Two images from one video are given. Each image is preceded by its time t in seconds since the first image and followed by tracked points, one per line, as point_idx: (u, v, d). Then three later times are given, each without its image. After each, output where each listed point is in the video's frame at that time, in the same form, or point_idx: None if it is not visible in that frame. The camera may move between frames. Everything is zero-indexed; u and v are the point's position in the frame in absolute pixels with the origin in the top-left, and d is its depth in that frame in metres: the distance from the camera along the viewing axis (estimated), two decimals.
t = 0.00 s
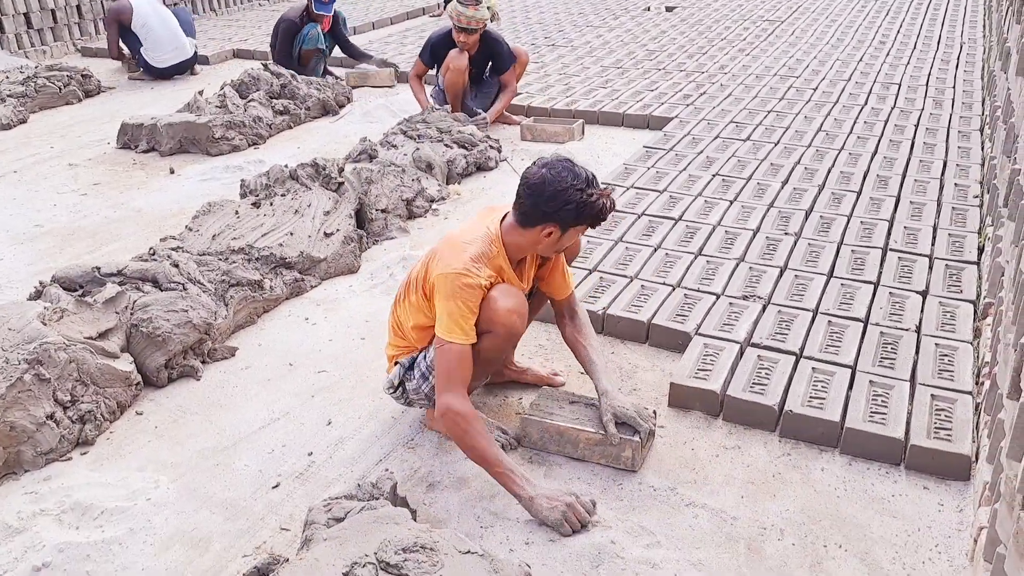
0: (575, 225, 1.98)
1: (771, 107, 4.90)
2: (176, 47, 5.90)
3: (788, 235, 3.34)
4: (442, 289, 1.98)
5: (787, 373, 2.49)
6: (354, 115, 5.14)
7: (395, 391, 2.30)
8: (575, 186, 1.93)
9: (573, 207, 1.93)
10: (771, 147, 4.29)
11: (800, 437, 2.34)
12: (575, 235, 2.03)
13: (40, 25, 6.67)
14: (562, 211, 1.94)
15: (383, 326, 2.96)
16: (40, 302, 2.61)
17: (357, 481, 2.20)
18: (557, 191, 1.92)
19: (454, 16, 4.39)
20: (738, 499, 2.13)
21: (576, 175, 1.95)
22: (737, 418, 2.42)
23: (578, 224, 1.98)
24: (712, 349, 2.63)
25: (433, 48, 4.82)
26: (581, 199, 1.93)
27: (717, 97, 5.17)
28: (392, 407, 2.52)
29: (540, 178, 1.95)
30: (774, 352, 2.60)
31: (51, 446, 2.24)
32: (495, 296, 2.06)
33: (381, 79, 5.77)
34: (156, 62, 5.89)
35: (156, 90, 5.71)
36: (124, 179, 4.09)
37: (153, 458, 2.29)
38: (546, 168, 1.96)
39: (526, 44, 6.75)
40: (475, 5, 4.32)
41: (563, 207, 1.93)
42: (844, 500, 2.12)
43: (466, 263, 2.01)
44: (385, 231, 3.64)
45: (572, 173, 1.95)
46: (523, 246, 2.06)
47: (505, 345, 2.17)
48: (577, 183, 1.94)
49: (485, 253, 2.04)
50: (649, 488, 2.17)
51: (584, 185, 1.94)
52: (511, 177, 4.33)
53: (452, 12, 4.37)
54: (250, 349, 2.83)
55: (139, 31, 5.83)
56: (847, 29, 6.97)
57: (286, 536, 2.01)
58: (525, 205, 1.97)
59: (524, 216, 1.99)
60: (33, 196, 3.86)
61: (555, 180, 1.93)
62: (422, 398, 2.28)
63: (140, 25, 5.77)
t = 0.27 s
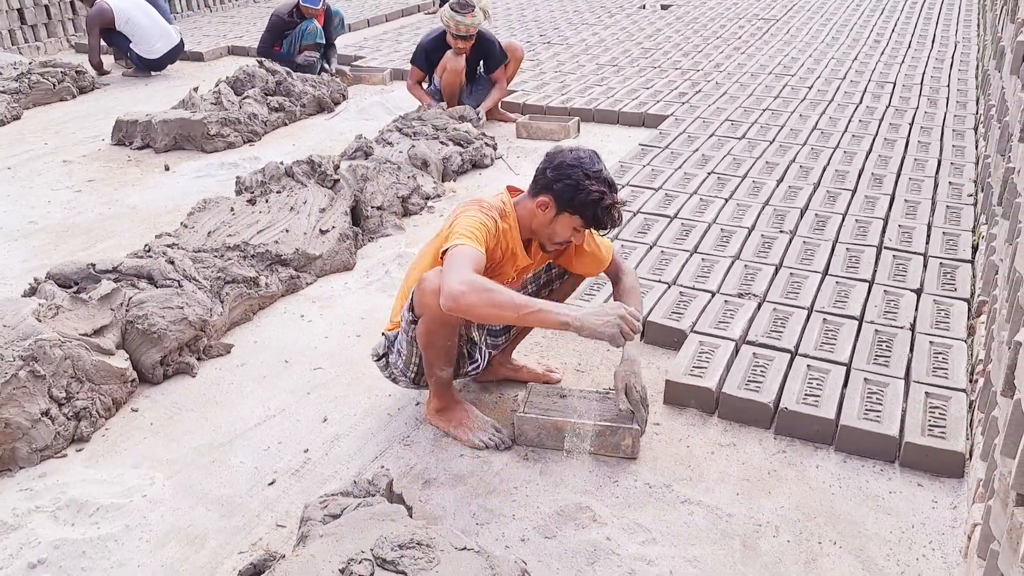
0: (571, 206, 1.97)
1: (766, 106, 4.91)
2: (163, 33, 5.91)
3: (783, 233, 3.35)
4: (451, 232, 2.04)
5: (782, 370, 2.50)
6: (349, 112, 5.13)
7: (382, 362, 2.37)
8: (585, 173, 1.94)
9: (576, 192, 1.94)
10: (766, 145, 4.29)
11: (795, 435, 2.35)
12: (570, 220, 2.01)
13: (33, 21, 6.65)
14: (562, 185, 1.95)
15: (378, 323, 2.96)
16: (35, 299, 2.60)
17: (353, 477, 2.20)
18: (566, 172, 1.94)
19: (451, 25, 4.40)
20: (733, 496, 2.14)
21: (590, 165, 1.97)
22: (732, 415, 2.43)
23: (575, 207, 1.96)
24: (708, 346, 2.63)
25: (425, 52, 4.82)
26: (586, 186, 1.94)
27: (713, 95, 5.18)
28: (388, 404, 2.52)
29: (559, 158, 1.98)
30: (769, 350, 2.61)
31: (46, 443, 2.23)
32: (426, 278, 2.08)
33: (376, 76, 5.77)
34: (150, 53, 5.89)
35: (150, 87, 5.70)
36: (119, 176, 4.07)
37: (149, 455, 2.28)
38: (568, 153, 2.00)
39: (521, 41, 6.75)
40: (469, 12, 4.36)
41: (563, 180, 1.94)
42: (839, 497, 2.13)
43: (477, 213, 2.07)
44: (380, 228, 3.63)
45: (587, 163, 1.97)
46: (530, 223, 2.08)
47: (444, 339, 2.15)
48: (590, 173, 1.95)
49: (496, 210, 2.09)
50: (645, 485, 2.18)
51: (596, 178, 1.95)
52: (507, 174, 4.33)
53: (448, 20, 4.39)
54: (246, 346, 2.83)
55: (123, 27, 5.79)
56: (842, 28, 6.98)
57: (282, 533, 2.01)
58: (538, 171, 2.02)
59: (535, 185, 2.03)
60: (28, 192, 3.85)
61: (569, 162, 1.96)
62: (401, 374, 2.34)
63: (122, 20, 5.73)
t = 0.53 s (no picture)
0: (587, 216, 2.01)
1: (765, 105, 4.92)
2: (158, 24, 5.98)
3: (781, 232, 3.36)
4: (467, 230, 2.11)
5: (780, 369, 2.51)
6: (348, 111, 5.13)
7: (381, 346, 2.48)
8: (612, 189, 1.98)
9: (602, 206, 1.97)
10: (764, 144, 4.30)
11: (792, 433, 2.36)
12: (586, 231, 2.05)
13: (32, 19, 6.64)
14: (584, 195, 1.99)
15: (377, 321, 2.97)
16: (34, 296, 2.60)
17: (352, 475, 2.21)
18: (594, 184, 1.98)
19: (466, 33, 4.37)
20: (729, 495, 2.15)
21: (618, 183, 1.99)
22: (729, 414, 2.44)
23: (594, 218, 2.00)
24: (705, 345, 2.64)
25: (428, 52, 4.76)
26: (611, 201, 1.97)
27: (711, 95, 5.19)
28: (386, 402, 2.53)
29: (591, 171, 2.01)
30: (767, 349, 2.62)
31: (45, 441, 2.24)
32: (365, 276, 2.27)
33: (374, 75, 5.77)
34: (151, 43, 5.91)
35: (149, 85, 5.70)
36: (118, 174, 4.08)
37: (148, 452, 2.29)
38: (598, 167, 2.03)
39: (520, 40, 6.75)
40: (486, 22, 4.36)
41: (585, 190, 1.99)
42: (835, 495, 2.14)
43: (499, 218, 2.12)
44: (379, 227, 3.64)
45: (616, 181, 2.00)
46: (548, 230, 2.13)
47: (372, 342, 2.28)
48: (617, 188, 1.98)
49: (518, 215, 2.14)
50: (641, 483, 2.19)
51: (622, 195, 1.98)
52: (505, 173, 4.34)
53: (464, 28, 4.36)
54: (245, 344, 2.83)
55: (119, 23, 5.82)
56: (840, 27, 6.99)
57: (281, 530, 2.02)
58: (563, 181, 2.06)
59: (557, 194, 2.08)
60: (26, 190, 3.85)
61: (601, 176, 1.99)
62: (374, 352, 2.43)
63: (119, 14, 5.76)
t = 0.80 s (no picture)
0: (623, 233, 2.13)
1: (778, 105, 4.91)
2: (175, 25, 6.10)
3: (794, 232, 3.36)
4: (496, 246, 2.11)
5: (792, 369, 2.51)
6: (361, 111, 5.16)
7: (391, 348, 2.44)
8: (645, 203, 2.09)
9: (637, 221, 2.09)
10: (776, 145, 4.30)
11: (805, 433, 2.36)
12: (620, 243, 2.17)
13: (49, 19, 6.72)
14: (619, 216, 2.09)
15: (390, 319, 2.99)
16: (52, 294, 2.63)
17: (366, 471, 2.23)
18: (630, 201, 2.07)
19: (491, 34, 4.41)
20: (741, 494, 2.15)
21: (648, 196, 2.10)
22: (742, 413, 2.44)
23: (629, 232, 2.12)
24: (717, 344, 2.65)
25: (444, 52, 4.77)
26: (645, 215, 2.09)
27: (724, 95, 5.19)
28: (399, 399, 2.55)
29: (620, 188, 2.09)
30: (779, 349, 2.62)
31: (64, 436, 2.27)
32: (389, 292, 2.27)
33: (388, 75, 5.80)
34: (170, 43, 6.04)
35: (164, 85, 5.76)
36: (134, 173, 4.12)
37: (165, 448, 2.32)
38: (624, 180, 2.11)
39: (533, 40, 6.76)
40: (512, 28, 4.39)
41: (619, 212, 2.09)
42: (847, 495, 2.14)
43: (525, 231, 2.14)
44: (391, 226, 3.66)
45: (647, 194, 2.10)
46: (572, 240, 2.20)
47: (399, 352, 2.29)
48: (649, 203, 2.10)
49: (542, 227, 2.18)
50: (653, 481, 2.20)
51: (653, 208, 2.11)
52: (517, 173, 4.35)
53: (491, 31, 4.40)
54: (260, 342, 2.86)
55: (139, 23, 5.90)
56: (854, 28, 6.97)
57: (296, 526, 2.04)
58: (591, 199, 2.13)
59: (586, 212, 2.14)
60: (44, 189, 3.90)
61: (633, 191, 2.08)
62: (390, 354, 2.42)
63: (140, 13, 5.84)
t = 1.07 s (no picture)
0: (662, 226, 2.17)
1: (801, 108, 4.88)
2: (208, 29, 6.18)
3: (817, 235, 3.34)
4: (555, 246, 2.10)
5: (814, 372, 2.49)
6: (384, 111, 5.19)
7: (420, 352, 2.41)
8: (683, 195, 2.13)
9: (680, 214, 2.13)
10: (800, 147, 4.27)
11: (827, 436, 2.35)
12: (659, 234, 2.22)
13: (78, 19, 6.82)
14: (658, 209, 2.12)
15: (412, 317, 3.01)
16: (81, 289, 2.68)
17: (387, 468, 2.24)
18: (669, 195, 2.11)
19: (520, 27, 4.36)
20: (761, 497, 2.14)
21: (685, 187, 2.14)
22: (763, 416, 2.43)
23: (672, 224, 2.15)
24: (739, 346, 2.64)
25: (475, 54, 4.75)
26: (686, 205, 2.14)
27: (747, 97, 5.16)
28: (420, 397, 2.57)
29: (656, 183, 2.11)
30: (801, 352, 2.61)
31: (91, 429, 2.31)
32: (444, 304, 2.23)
33: (411, 76, 5.83)
34: (203, 46, 6.11)
35: (191, 84, 5.83)
36: (160, 171, 4.18)
37: (189, 442, 2.35)
38: (661, 173, 2.14)
39: (555, 42, 6.77)
40: (542, 12, 4.29)
41: (655, 207, 2.12)
42: (869, 499, 2.13)
43: (578, 226, 2.14)
44: (413, 226, 3.68)
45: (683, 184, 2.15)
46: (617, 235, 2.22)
47: (462, 360, 2.25)
48: (686, 194, 2.14)
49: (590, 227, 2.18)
50: (673, 482, 2.19)
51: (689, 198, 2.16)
52: (538, 173, 4.36)
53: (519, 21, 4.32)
54: (282, 339, 2.89)
55: (175, 24, 5.97)
56: (880, 30, 6.90)
57: (318, 521, 2.06)
58: (626, 196, 2.16)
59: (622, 208, 2.18)
60: (73, 186, 3.96)
61: (669, 184, 2.12)
62: (437, 368, 2.39)
63: (177, 12, 5.92)
